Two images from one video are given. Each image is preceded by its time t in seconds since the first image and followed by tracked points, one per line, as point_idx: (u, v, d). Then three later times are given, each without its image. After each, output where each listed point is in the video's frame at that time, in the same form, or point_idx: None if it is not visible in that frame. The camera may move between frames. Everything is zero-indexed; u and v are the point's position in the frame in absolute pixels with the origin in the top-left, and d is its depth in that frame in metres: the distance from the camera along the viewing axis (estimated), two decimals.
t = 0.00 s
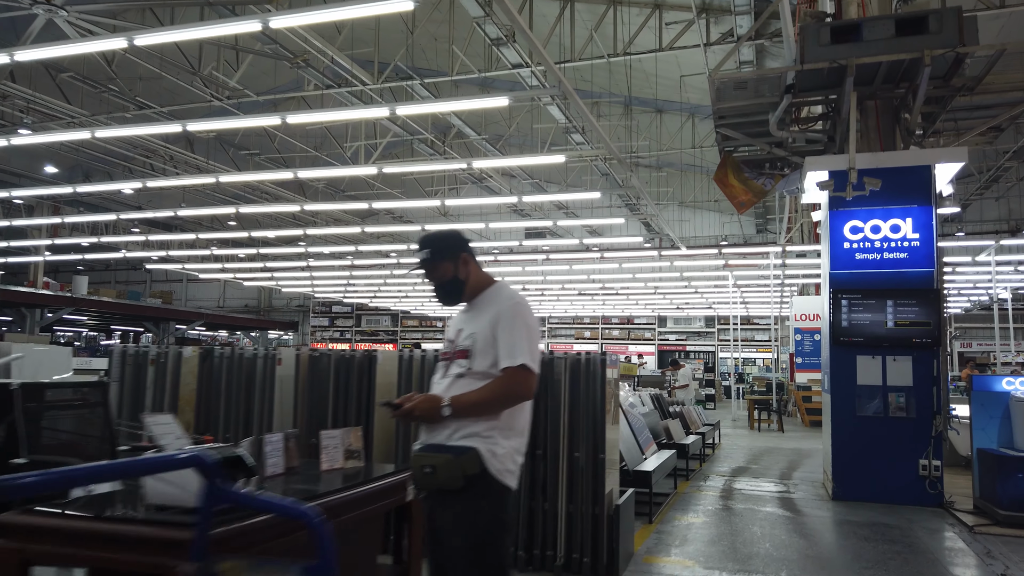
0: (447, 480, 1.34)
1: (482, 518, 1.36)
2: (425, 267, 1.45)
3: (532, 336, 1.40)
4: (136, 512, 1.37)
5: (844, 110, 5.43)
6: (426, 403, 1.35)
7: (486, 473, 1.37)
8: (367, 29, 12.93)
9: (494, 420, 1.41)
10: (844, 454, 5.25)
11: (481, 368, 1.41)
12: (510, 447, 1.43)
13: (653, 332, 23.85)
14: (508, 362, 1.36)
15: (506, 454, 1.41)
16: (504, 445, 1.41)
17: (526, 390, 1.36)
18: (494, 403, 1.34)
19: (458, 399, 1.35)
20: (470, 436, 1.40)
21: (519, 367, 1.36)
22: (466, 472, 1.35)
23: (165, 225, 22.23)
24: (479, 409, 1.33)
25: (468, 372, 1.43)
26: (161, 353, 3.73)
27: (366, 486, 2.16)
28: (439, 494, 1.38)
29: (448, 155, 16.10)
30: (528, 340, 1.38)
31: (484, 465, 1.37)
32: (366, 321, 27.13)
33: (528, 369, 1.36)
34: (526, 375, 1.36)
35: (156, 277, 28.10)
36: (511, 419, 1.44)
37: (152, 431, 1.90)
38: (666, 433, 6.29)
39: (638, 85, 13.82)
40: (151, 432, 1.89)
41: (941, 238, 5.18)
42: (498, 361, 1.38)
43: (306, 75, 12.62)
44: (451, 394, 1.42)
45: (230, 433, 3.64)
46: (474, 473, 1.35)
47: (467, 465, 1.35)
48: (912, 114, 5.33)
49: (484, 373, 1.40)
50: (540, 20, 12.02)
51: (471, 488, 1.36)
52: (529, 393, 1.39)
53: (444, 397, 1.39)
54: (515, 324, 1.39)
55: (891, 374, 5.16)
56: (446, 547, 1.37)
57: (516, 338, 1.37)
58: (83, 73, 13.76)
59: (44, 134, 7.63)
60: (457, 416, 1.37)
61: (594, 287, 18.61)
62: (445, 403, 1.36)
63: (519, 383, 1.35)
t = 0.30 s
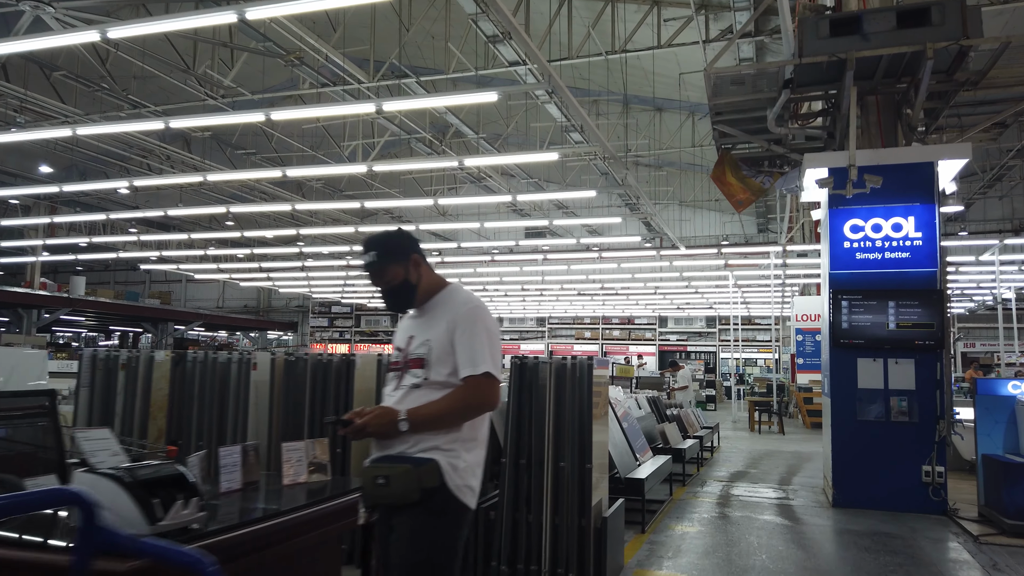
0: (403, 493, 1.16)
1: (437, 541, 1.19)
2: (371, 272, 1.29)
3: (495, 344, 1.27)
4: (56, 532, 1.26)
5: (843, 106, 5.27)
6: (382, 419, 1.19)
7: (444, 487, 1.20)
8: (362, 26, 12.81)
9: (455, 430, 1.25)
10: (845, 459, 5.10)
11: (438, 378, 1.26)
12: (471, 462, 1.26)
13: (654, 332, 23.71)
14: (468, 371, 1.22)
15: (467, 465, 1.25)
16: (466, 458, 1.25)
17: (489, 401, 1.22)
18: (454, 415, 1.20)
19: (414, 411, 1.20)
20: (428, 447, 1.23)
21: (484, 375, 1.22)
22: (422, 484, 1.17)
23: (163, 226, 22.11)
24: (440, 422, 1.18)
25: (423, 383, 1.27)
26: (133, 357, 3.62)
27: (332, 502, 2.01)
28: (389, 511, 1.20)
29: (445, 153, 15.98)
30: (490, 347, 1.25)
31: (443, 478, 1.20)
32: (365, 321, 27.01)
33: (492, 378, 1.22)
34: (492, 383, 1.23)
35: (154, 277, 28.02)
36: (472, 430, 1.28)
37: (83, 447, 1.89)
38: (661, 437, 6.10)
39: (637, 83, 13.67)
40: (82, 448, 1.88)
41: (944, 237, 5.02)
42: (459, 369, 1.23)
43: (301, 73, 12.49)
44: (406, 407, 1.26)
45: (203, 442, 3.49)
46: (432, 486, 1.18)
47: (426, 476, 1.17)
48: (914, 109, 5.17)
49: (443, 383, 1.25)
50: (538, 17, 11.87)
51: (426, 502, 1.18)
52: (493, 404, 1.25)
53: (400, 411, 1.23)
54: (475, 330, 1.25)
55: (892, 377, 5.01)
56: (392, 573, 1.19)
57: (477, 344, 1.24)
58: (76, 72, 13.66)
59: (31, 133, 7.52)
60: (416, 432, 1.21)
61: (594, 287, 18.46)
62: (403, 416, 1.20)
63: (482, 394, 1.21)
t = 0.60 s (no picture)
0: (324, 513, 0.98)
1: (368, 559, 1.04)
2: (303, 247, 1.14)
3: (444, 334, 1.08)
4: None
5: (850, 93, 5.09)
6: (313, 416, 0.99)
7: (380, 499, 1.04)
8: (360, 21, 12.67)
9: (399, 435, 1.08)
10: (850, 460, 4.92)
11: (378, 372, 1.08)
12: (413, 467, 1.09)
13: (657, 331, 23.51)
14: (411, 364, 1.02)
15: (409, 474, 1.08)
16: (407, 465, 1.08)
17: (436, 400, 1.03)
18: (395, 418, 1.00)
19: (348, 410, 0.98)
20: (361, 453, 1.07)
21: (428, 370, 1.02)
22: (352, 501, 1.00)
23: (163, 224, 21.98)
24: (376, 426, 0.98)
25: (361, 377, 1.10)
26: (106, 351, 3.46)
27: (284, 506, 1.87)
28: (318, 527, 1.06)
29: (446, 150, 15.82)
30: (436, 337, 1.06)
31: (377, 491, 1.04)
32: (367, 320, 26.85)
33: (438, 374, 1.03)
34: (441, 379, 1.04)
35: (156, 276, 27.91)
36: (419, 430, 1.10)
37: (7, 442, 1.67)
38: (662, 437, 5.91)
39: (640, 78, 13.49)
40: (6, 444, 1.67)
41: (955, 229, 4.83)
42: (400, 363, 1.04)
43: (300, 68, 12.33)
44: (339, 405, 1.08)
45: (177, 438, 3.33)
46: (365, 501, 1.02)
47: (355, 490, 1.00)
48: (923, 96, 4.98)
49: (382, 379, 1.07)
50: (538, 10, 11.69)
51: (356, 521, 1.02)
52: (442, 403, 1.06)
53: (334, 408, 1.03)
54: (421, 317, 1.06)
55: (901, 374, 4.82)
56: None
57: (422, 334, 1.04)
58: (73, 68, 13.54)
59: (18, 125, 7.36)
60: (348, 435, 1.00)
61: (597, 286, 18.29)
62: (334, 416, 0.99)
63: (428, 392, 1.01)
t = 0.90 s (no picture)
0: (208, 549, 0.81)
1: None
2: (215, 225, 0.96)
3: (364, 339, 0.89)
4: None
5: (858, 87, 4.92)
6: (201, 428, 0.84)
7: (280, 531, 0.85)
8: (359, 18, 12.54)
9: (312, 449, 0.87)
10: (856, 465, 4.75)
11: (284, 382, 0.90)
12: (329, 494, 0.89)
13: (660, 332, 23.36)
14: (317, 378, 0.84)
15: (318, 501, 0.88)
16: (315, 491, 0.87)
17: (347, 424, 0.84)
18: (297, 438, 0.83)
19: (243, 422, 0.83)
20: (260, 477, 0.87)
21: (335, 383, 0.84)
22: (245, 536, 0.82)
23: (163, 223, 21.87)
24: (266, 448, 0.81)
25: (268, 386, 0.92)
26: (78, 353, 3.28)
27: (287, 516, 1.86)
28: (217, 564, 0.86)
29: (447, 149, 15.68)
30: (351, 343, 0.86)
31: (276, 521, 0.84)
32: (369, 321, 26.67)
33: (350, 390, 0.84)
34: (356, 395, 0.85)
35: (157, 276, 27.82)
36: (349, 448, 0.92)
37: None
38: (664, 441, 5.76)
39: (641, 75, 13.36)
40: None
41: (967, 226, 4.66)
42: (306, 374, 0.86)
43: (298, 65, 12.19)
44: (238, 416, 0.91)
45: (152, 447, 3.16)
46: (260, 534, 0.83)
47: (251, 519, 0.82)
48: (934, 89, 4.81)
49: (287, 391, 0.89)
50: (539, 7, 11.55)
51: (252, 556, 0.84)
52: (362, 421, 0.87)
53: (228, 422, 0.87)
54: (333, 319, 0.87)
55: (910, 377, 4.65)
56: None
57: (333, 341, 0.86)
58: (70, 66, 13.43)
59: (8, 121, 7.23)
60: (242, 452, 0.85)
61: (599, 286, 18.13)
62: (223, 430, 0.84)
63: (333, 411, 0.83)
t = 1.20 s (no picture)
0: None
1: None
2: (71, 175, 0.82)
3: (242, 320, 0.79)
4: None
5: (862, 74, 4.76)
6: (33, 428, 0.75)
7: (130, 558, 0.78)
8: (357, 13, 12.37)
9: (176, 461, 0.79)
10: (861, 465, 4.59)
11: (144, 371, 0.80)
12: (191, 514, 0.80)
13: (664, 331, 23.15)
14: (181, 367, 0.76)
15: (185, 520, 0.80)
16: (177, 509, 0.79)
17: (218, 424, 0.76)
18: (146, 443, 0.75)
19: (86, 422, 0.74)
20: (114, 491, 0.79)
21: (201, 372, 0.75)
22: (85, 567, 0.76)
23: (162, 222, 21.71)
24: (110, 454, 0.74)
25: (128, 374, 0.82)
26: (43, 349, 3.13)
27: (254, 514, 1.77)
28: None
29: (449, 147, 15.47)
30: (223, 325, 0.77)
31: (128, 547, 0.78)
32: (370, 320, 26.47)
33: (218, 381, 0.76)
34: (227, 386, 0.77)
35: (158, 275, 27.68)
36: (233, 456, 0.83)
37: None
38: (663, 441, 5.59)
39: (643, 70, 13.18)
40: None
41: (977, 218, 4.48)
42: (168, 365, 0.77)
43: (295, 61, 12.04)
44: (92, 408, 0.82)
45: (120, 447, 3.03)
46: (101, 565, 0.76)
47: (89, 548, 0.76)
48: (942, 77, 4.65)
49: (147, 380, 0.79)
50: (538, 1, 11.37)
51: None
52: (237, 418, 0.80)
53: (73, 418, 0.78)
54: (206, 299, 0.78)
55: (918, 375, 4.48)
56: None
57: (202, 322, 0.77)
58: (66, 62, 13.29)
59: None
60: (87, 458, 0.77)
61: (602, 284, 17.92)
62: (60, 431, 0.75)
63: (196, 408, 0.75)
